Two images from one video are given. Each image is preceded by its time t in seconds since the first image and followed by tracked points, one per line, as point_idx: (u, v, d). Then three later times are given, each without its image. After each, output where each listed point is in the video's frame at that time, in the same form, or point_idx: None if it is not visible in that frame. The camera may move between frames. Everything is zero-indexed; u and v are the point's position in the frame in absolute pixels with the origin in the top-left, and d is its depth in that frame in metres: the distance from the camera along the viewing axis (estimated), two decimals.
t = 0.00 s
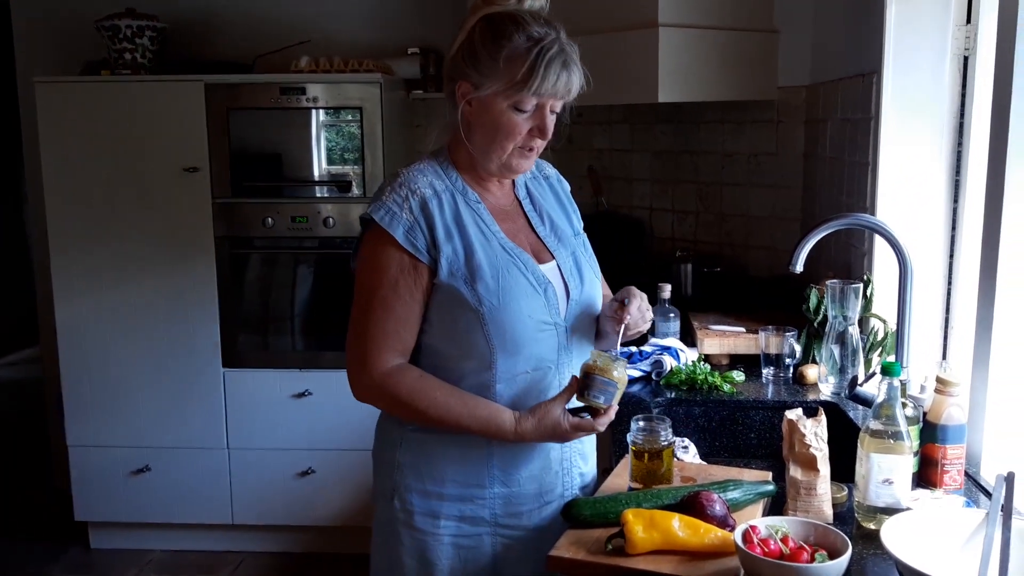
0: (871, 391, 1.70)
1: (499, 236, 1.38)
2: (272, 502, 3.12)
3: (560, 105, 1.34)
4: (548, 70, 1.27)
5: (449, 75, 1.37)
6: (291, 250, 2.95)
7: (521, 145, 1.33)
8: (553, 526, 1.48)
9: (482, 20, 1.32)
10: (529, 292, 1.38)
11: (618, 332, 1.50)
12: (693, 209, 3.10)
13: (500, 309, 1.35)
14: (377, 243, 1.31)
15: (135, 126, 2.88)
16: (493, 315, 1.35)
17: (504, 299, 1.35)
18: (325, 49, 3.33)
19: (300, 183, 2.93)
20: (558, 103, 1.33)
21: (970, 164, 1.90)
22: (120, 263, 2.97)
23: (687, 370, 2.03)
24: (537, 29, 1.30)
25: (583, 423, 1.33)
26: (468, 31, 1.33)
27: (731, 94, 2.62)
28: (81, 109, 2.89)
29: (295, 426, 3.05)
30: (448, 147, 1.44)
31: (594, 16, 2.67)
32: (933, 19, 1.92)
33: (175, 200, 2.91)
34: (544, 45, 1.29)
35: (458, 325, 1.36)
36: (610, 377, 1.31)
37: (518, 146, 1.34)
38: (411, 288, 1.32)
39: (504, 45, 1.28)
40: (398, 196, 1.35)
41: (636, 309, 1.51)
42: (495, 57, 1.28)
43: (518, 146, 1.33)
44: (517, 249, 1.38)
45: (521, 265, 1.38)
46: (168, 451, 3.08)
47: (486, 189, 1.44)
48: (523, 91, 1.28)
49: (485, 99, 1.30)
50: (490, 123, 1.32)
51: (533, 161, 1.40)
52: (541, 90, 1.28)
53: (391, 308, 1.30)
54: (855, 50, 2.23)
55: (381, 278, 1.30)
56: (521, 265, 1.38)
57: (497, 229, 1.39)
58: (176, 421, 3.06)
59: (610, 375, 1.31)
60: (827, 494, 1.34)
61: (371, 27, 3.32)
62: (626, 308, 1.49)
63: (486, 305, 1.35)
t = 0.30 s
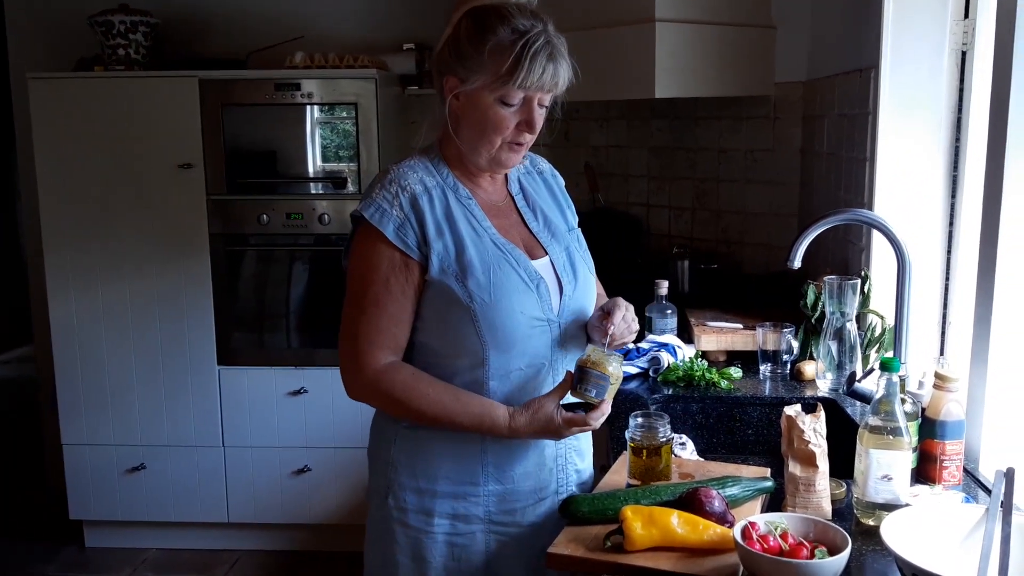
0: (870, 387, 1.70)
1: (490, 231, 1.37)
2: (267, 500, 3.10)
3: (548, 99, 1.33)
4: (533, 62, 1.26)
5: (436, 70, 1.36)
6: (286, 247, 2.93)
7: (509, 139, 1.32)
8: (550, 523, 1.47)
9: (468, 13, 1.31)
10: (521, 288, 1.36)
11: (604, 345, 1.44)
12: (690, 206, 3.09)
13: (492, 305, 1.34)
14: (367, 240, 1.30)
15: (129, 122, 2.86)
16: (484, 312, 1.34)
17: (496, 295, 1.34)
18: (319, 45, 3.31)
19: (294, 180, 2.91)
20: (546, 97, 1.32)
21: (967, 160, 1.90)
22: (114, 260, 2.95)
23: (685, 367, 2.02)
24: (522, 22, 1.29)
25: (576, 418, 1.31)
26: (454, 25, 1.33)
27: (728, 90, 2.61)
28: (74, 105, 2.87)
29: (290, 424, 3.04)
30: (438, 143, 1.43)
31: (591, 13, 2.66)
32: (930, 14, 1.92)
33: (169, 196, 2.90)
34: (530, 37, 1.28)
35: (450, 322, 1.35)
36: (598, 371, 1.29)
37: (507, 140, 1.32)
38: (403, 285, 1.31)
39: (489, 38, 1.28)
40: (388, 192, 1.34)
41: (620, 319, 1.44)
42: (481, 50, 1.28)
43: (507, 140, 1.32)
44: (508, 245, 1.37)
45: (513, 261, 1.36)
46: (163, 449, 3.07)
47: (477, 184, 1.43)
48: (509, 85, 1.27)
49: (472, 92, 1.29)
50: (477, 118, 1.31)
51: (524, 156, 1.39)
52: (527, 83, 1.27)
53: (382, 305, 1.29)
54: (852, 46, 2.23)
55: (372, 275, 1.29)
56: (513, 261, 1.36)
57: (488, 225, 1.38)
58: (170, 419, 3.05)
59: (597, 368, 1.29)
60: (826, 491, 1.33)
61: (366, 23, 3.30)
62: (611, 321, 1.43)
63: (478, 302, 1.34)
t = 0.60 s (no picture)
0: (865, 387, 1.70)
1: (485, 232, 1.37)
2: (262, 501, 3.10)
3: (541, 98, 1.32)
4: (525, 62, 1.26)
5: (429, 70, 1.36)
6: (280, 246, 2.93)
7: (503, 139, 1.32)
8: (546, 524, 1.47)
9: (461, 13, 1.31)
10: (516, 289, 1.36)
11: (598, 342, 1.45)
12: (684, 206, 3.10)
13: (487, 306, 1.34)
14: (362, 242, 1.30)
15: (122, 122, 2.85)
16: (479, 312, 1.34)
17: (491, 296, 1.34)
18: (314, 45, 3.31)
19: (288, 180, 2.91)
20: (539, 96, 1.32)
21: (962, 160, 1.90)
22: (108, 260, 2.94)
23: (680, 367, 2.02)
24: (515, 21, 1.29)
25: (572, 419, 1.29)
26: (446, 25, 1.33)
27: (723, 90, 2.62)
28: (68, 104, 2.86)
29: (285, 424, 3.03)
30: (432, 145, 1.43)
31: (586, 13, 2.66)
32: (925, 15, 1.92)
33: (164, 196, 2.89)
34: (522, 36, 1.28)
35: (444, 323, 1.35)
36: (596, 373, 1.27)
37: (500, 140, 1.32)
38: (398, 286, 1.31)
39: (481, 38, 1.28)
40: (383, 194, 1.34)
41: (618, 318, 1.46)
42: (473, 50, 1.27)
43: (500, 140, 1.32)
44: (503, 246, 1.37)
45: (508, 261, 1.36)
46: (158, 449, 3.06)
47: (471, 185, 1.43)
48: (501, 84, 1.27)
49: (465, 92, 1.29)
50: (470, 118, 1.31)
51: (517, 156, 1.39)
52: (519, 82, 1.27)
53: (378, 306, 1.29)
54: (847, 46, 2.23)
55: (368, 277, 1.29)
56: (508, 262, 1.36)
57: (483, 226, 1.38)
58: (165, 420, 3.04)
59: (595, 371, 1.27)
60: (822, 491, 1.33)
61: (360, 22, 3.30)
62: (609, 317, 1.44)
63: (473, 303, 1.33)
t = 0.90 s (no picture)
0: (867, 390, 1.68)
1: (488, 235, 1.37)
2: (262, 502, 3.10)
3: (544, 101, 1.33)
4: (529, 64, 1.26)
5: (432, 73, 1.36)
6: (281, 247, 2.93)
7: (506, 141, 1.32)
8: (549, 526, 1.47)
9: (464, 16, 1.31)
10: (519, 292, 1.36)
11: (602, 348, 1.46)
12: (685, 206, 3.10)
13: (490, 309, 1.34)
14: (366, 246, 1.30)
15: (122, 124, 2.85)
16: (483, 315, 1.34)
17: (494, 299, 1.34)
18: (314, 46, 3.31)
19: (286, 181, 2.91)
20: (542, 99, 1.32)
21: (963, 162, 1.91)
22: (108, 262, 2.94)
23: (681, 369, 2.03)
24: (518, 24, 1.29)
25: (575, 426, 1.29)
26: (450, 28, 1.33)
27: (723, 92, 2.62)
28: (68, 106, 2.86)
29: (285, 425, 3.03)
30: (436, 147, 1.43)
31: (586, 15, 2.67)
32: (924, 17, 1.93)
33: (164, 197, 2.89)
34: (525, 39, 1.28)
35: (448, 326, 1.35)
36: (599, 381, 1.26)
37: (503, 143, 1.32)
38: (402, 290, 1.31)
39: (484, 40, 1.28)
40: (387, 198, 1.34)
41: (627, 325, 1.47)
42: (476, 53, 1.28)
43: (503, 142, 1.32)
44: (506, 249, 1.37)
45: (511, 264, 1.37)
46: (158, 450, 3.06)
47: (474, 188, 1.43)
48: (504, 87, 1.27)
49: (468, 94, 1.29)
50: (473, 121, 1.31)
51: (520, 158, 1.39)
52: (522, 85, 1.27)
53: (382, 310, 1.29)
54: (846, 47, 2.24)
55: (372, 280, 1.29)
56: (511, 265, 1.37)
57: (486, 229, 1.38)
58: (165, 421, 3.04)
59: (598, 378, 1.26)
60: (825, 493, 1.34)
61: (360, 24, 3.30)
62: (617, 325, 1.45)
63: (476, 306, 1.34)
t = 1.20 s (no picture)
0: (869, 390, 1.68)
1: (490, 235, 1.37)
2: (262, 501, 3.10)
3: (546, 101, 1.33)
4: (531, 64, 1.26)
5: (434, 72, 1.36)
6: (281, 247, 2.93)
7: (508, 141, 1.32)
8: (550, 525, 1.47)
9: (466, 15, 1.31)
10: (521, 291, 1.36)
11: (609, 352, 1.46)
12: (685, 206, 3.10)
13: (492, 308, 1.34)
14: (368, 245, 1.30)
15: (122, 123, 2.85)
16: (485, 314, 1.34)
17: (496, 298, 1.34)
18: (315, 45, 3.31)
19: (286, 181, 2.91)
20: (545, 98, 1.32)
21: (963, 162, 1.91)
22: (108, 261, 2.94)
23: (682, 368, 2.03)
24: (520, 24, 1.29)
25: (575, 427, 1.28)
26: (452, 27, 1.33)
27: (723, 92, 2.62)
28: (68, 105, 2.86)
29: (285, 425, 3.03)
30: (439, 147, 1.43)
31: (586, 15, 2.67)
32: (925, 17, 1.93)
33: (164, 197, 2.89)
34: (528, 38, 1.28)
35: (450, 325, 1.35)
36: (602, 382, 1.27)
37: (506, 142, 1.32)
38: (404, 289, 1.31)
39: (486, 40, 1.28)
40: (389, 197, 1.34)
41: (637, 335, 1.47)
42: (478, 52, 1.28)
43: (505, 142, 1.32)
44: (508, 249, 1.37)
45: (513, 264, 1.37)
46: (158, 450, 3.06)
47: (476, 187, 1.43)
48: (507, 86, 1.27)
49: (470, 94, 1.29)
50: (475, 120, 1.31)
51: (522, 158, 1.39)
52: (525, 84, 1.27)
53: (385, 309, 1.29)
54: (847, 47, 2.24)
55: (374, 279, 1.29)
56: (513, 264, 1.37)
57: (488, 228, 1.38)
58: (165, 420, 3.04)
59: (601, 379, 1.27)
60: (826, 493, 1.34)
61: (361, 23, 3.30)
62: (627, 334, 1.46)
63: (478, 305, 1.34)
